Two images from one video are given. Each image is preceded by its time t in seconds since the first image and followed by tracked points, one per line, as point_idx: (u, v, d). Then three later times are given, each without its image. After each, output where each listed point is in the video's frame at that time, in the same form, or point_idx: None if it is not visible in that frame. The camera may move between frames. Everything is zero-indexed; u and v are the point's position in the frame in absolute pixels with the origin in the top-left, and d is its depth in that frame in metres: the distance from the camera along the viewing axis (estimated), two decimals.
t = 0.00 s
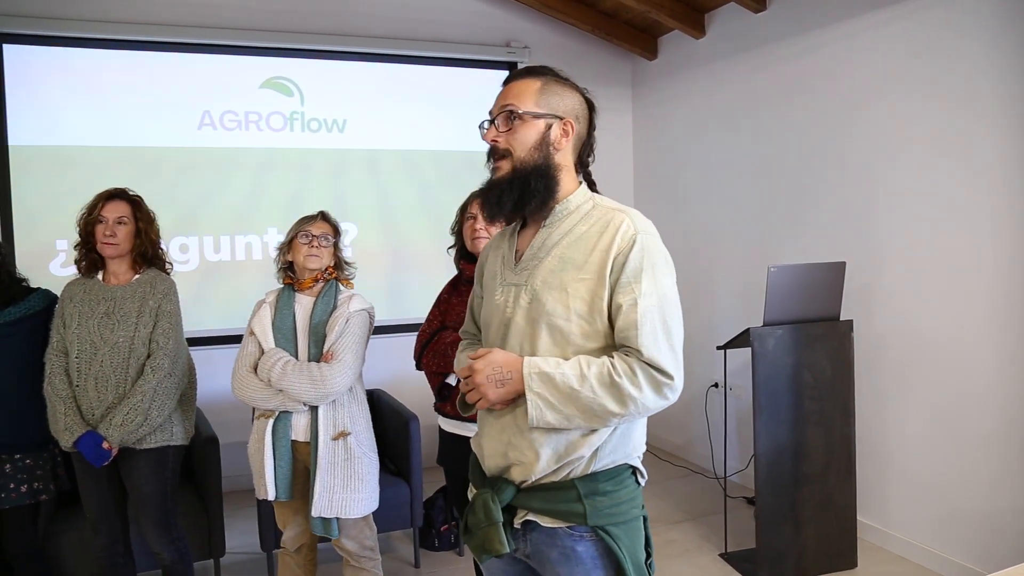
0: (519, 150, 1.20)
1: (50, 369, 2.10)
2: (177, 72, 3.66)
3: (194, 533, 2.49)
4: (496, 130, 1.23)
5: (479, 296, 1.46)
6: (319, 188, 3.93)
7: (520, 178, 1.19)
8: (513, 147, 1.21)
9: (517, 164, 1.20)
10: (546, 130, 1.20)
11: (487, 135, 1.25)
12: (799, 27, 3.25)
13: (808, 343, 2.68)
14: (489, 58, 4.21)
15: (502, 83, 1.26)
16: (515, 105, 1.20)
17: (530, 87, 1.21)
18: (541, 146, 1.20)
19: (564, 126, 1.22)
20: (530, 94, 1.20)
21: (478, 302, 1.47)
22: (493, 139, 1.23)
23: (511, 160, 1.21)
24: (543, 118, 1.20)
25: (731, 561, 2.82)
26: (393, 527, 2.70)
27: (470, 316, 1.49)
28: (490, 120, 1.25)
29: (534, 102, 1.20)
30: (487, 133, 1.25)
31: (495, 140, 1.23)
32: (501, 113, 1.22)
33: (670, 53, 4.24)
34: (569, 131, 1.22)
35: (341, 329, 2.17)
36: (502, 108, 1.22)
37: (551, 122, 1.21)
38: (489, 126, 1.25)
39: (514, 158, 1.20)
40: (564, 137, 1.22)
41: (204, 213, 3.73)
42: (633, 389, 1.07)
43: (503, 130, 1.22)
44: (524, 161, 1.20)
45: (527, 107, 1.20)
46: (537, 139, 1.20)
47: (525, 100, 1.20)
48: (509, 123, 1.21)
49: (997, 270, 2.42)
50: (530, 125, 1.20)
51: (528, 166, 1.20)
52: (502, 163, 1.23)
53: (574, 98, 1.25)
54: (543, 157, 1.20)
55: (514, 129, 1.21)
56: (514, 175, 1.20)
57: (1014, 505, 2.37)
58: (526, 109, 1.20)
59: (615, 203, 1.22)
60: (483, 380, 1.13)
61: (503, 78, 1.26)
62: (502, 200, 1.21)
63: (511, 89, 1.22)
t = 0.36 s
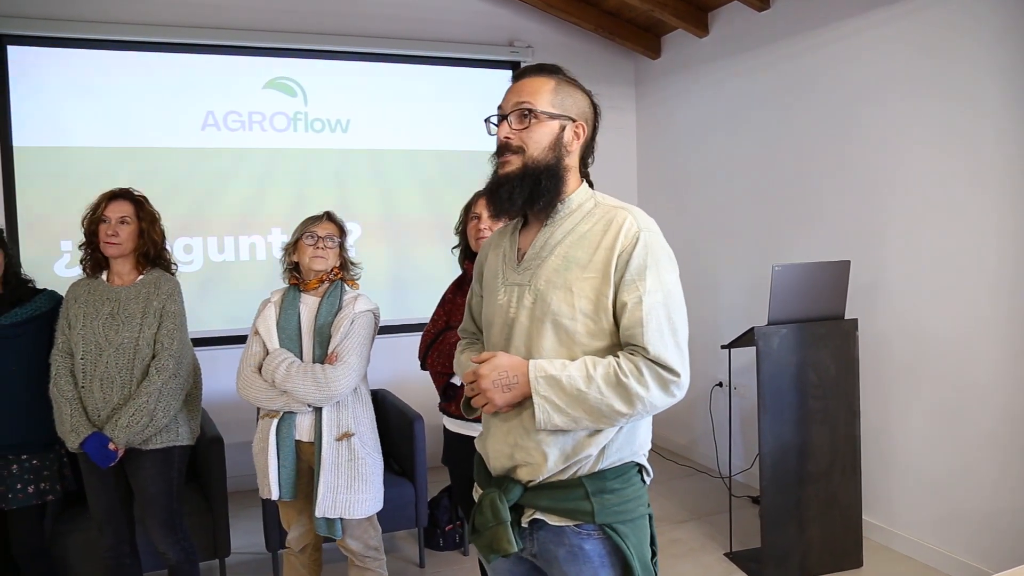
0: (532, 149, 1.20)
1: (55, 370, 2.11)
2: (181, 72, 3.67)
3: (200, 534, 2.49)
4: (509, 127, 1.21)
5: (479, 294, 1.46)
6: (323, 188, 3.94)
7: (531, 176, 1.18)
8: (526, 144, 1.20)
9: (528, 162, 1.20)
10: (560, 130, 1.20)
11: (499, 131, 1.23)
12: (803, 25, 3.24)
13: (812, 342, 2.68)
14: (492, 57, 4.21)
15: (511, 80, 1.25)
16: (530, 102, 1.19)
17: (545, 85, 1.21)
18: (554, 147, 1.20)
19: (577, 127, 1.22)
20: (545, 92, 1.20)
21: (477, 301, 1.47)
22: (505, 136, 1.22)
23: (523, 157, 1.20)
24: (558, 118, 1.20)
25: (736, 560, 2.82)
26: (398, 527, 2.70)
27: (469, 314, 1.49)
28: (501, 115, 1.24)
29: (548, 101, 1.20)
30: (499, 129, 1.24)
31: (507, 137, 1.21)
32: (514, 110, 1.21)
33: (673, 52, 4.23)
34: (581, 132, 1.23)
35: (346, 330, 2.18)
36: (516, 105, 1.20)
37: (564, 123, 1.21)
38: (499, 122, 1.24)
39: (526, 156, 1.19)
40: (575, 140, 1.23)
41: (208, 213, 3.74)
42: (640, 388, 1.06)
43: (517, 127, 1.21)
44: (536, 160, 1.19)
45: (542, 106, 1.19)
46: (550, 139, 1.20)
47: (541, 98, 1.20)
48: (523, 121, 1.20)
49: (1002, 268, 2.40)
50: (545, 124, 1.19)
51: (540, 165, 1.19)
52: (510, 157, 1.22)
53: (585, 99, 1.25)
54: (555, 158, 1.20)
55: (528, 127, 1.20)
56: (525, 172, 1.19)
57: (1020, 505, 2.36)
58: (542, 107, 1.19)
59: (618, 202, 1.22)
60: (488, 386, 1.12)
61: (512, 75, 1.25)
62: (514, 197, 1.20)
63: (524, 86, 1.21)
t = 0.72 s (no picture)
0: (535, 148, 1.19)
1: (53, 365, 2.10)
2: (180, 66, 3.65)
3: (200, 527, 2.49)
4: (513, 125, 1.20)
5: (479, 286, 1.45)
6: (323, 182, 3.93)
7: (534, 175, 1.18)
8: (530, 144, 1.20)
9: (531, 161, 1.19)
10: (565, 129, 1.20)
11: (502, 128, 1.22)
12: (804, 19, 3.23)
13: (811, 336, 2.67)
14: (493, 51, 4.20)
15: (514, 74, 1.23)
16: (534, 99, 1.18)
17: (549, 81, 1.20)
18: (558, 145, 1.20)
19: (581, 125, 1.22)
20: (550, 90, 1.19)
21: (477, 293, 1.46)
22: (509, 135, 1.21)
23: (526, 157, 1.20)
24: (563, 116, 1.19)
25: (735, 554, 2.83)
26: (397, 520, 2.70)
27: (468, 305, 1.48)
28: (504, 111, 1.22)
29: (552, 98, 1.19)
30: (502, 126, 1.23)
31: (511, 136, 1.20)
32: (518, 107, 1.19)
33: (674, 46, 4.22)
34: (584, 129, 1.23)
35: (338, 324, 2.17)
36: (521, 102, 1.19)
37: (569, 121, 1.20)
38: (503, 118, 1.23)
39: (529, 156, 1.19)
40: (579, 137, 1.23)
41: (208, 208, 3.73)
42: (637, 374, 1.05)
43: (521, 125, 1.20)
44: (540, 159, 1.19)
45: (547, 104, 1.18)
46: (555, 138, 1.20)
47: (546, 95, 1.18)
48: (527, 120, 1.19)
49: (1004, 264, 2.40)
50: (550, 123, 1.19)
51: (543, 164, 1.19)
52: (515, 157, 1.21)
53: (589, 93, 1.24)
54: (559, 156, 1.20)
55: (533, 126, 1.19)
56: (528, 171, 1.18)
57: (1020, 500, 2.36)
58: (546, 105, 1.18)
59: (615, 193, 1.21)
60: (482, 382, 1.07)
61: (515, 68, 1.24)
62: (515, 194, 1.19)
63: (526, 81, 1.20)
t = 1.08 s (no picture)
0: (537, 148, 1.19)
1: (58, 360, 2.11)
2: (184, 62, 3.65)
3: (204, 523, 2.50)
4: (512, 126, 1.20)
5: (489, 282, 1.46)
6: (327, 178, 3.93)
7: (537, 177, 1.18)
8: (531, 143, 1.19)
9: (534, 162, 1.19)
10: (566, 127, 1.19)
11: (503, 129, 1.22)
12: (810, 14, 3.20)
13: (816, 333, 2.66)
14: (497, 47, 4.19)
15: (514, 72, 1.22)
16: (534, 99, 1.17)
17: (548, 78, 1.18)
18: (559, 144, 1.19)
19: (582, 122, 1.21)
20: (549, 88, 1.18)
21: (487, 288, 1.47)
22: (509, 136, 1.20)
23: (529, 158, 1.20)
24: (563, 115, 1.18)
25: (739, 551, 2.82)
26: (401, 516, 2.70)
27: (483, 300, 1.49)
28: (503, 112, 1.22)
29: (552, 97, 1.18)
30: (503, 126, 1.22)
31: (511, 137, 1.20)
32: (518, 106, 1.19)
33: (679, 42, 4.19)
34: (586, 127, 1.21)
35: (332, 318, 2.17)
36: (520, 103, 1.18)
37: (569, 119, 1.19)
38: (503, 117, 1.22)
39: (532, 156, 1.19)
40: (581, 133, 1.22)
41: (212, 204, 3.73)
42: (661, 379, 1.04)
43: (520, 126, 1.19)
44: (542, 159, 1.19)
45: (546, 104, 1.17)
46: (556, 137, 1.19)
47: (544, 94, 1.17)
48: (527, 120, 1.19)
49: (1010, 259, 2.37)
50: (551, 122, 1.18)
51: (545, 165, 1.19)
52: (517, 158, 1.21)
53: (590, 87, 1.23)
54: (561, 155, 1.19)
55: (534, 126, 1.18)
56: (531, 173, 1.18)
57: None
58: (546, 104, 1.17)
59: (622, 190, 1.20)
60: (520, 394, 1.00)
61: (515, 65, 1.23)
62: (521, 200, 1.20)
63: (525, 81, 1.19)
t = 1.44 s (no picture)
0: (539, 143, 1.19)
1: (60, 358, 2.11)
2: (186, 60, 3.66)
3: (207, 520, 2.51)
4: (514, 121, 1.20)
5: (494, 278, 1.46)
6: (329, 176, 3.93)
7: (538, 172, 1.18)
8: (533, 138, 1.19)
9: (535, 157, 1.19)
10: (567, 122, 1.19)
11: (505, 124, 1.22)
12: (812, 11, 3.19)
13: (818, 331, 2.66)
14: (499, 44, 4.18)
15: (517, 67, 1.22)
16: (535, 94, 1.17)
17: (551, 73, 1.18)
18: (561, 140, 1.19)
19: (584, 118, 1.21)
20: (551, 83, 1.18)
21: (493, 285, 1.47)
22: (511, 131, 1.21)
23: (529, 153, 1.20)
24: (565, 110, 1.18)
25: (741, 549, 2.82)
26: (403, 513, 2.70)
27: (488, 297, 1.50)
28: (506, 107, 1.22)
29: (553, 92, 1.18)
30: (505, 121, 1.22)
31: (513, 132, 1.20)
32: (520, 101, 1.19)
33: (681, 39, 4.18)
34: (588, 123, 1.21)
35: (325, 315, 2.17)
36: (521, 98, 1.18)
37: (571, 115, 1.19)
38: (505, 113, 1.22)
39: (533, 151, 1.19)
40: (583, 129, 1.21)
41: (214, 202, 3.74)
42: (651, 377, 1.04)
43: (522, 120, 1.19)
44: (543, 154, 1.19)
45: (548, 99, 1.17)
46: (558, 132, 1.19)
47: (546, 90, 1.17)
48: (528, 115, 1.19)
49: (1013, 256, 2.37)
50: (552, 117, 1.18)
51: (546, 159, 1.18)
52: (518, 153, 1.21)
53: (593, 84, 1.23)
54: (563, 150, 1.19)
55: (534, 121, 1.18)
56: (532, 168, 1.19)
57: None
58: (548, 99, 1.17)
59: (624, 188, 1.20)
60: (499, 381, 1.02)
61: (518, 61, 1.23)
62: (521, 194, 1.20)
63: (527, 76, 1.19)
